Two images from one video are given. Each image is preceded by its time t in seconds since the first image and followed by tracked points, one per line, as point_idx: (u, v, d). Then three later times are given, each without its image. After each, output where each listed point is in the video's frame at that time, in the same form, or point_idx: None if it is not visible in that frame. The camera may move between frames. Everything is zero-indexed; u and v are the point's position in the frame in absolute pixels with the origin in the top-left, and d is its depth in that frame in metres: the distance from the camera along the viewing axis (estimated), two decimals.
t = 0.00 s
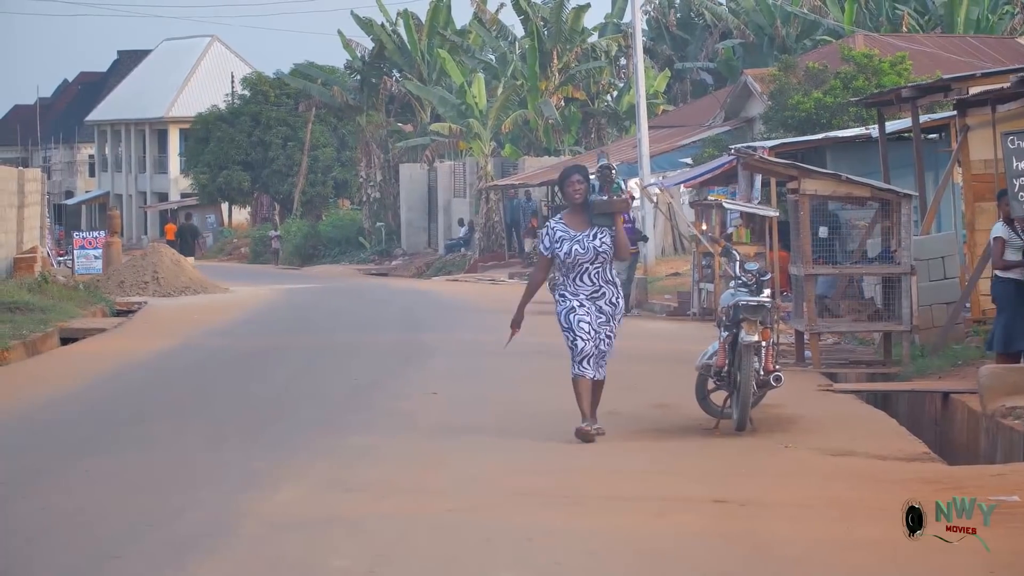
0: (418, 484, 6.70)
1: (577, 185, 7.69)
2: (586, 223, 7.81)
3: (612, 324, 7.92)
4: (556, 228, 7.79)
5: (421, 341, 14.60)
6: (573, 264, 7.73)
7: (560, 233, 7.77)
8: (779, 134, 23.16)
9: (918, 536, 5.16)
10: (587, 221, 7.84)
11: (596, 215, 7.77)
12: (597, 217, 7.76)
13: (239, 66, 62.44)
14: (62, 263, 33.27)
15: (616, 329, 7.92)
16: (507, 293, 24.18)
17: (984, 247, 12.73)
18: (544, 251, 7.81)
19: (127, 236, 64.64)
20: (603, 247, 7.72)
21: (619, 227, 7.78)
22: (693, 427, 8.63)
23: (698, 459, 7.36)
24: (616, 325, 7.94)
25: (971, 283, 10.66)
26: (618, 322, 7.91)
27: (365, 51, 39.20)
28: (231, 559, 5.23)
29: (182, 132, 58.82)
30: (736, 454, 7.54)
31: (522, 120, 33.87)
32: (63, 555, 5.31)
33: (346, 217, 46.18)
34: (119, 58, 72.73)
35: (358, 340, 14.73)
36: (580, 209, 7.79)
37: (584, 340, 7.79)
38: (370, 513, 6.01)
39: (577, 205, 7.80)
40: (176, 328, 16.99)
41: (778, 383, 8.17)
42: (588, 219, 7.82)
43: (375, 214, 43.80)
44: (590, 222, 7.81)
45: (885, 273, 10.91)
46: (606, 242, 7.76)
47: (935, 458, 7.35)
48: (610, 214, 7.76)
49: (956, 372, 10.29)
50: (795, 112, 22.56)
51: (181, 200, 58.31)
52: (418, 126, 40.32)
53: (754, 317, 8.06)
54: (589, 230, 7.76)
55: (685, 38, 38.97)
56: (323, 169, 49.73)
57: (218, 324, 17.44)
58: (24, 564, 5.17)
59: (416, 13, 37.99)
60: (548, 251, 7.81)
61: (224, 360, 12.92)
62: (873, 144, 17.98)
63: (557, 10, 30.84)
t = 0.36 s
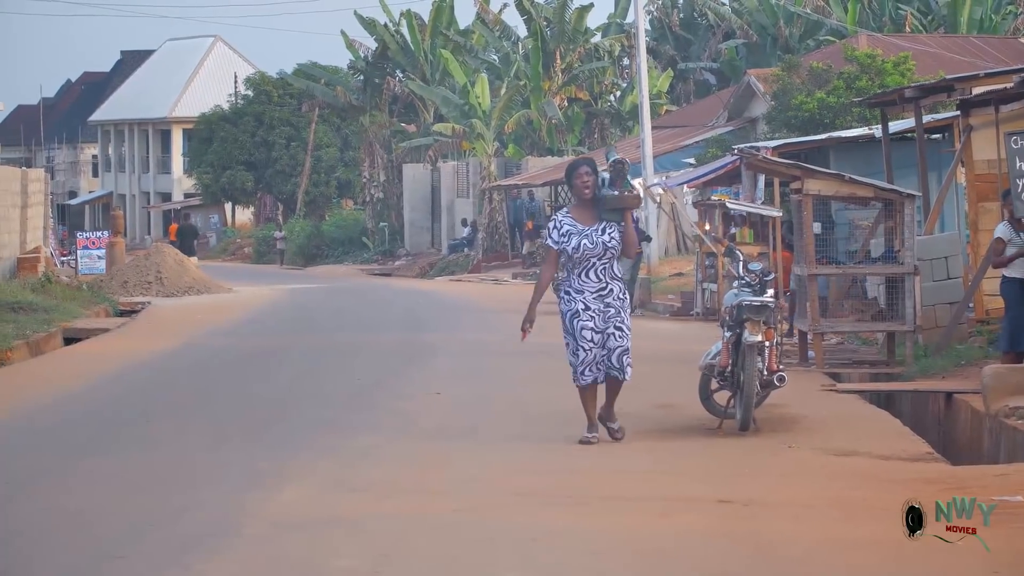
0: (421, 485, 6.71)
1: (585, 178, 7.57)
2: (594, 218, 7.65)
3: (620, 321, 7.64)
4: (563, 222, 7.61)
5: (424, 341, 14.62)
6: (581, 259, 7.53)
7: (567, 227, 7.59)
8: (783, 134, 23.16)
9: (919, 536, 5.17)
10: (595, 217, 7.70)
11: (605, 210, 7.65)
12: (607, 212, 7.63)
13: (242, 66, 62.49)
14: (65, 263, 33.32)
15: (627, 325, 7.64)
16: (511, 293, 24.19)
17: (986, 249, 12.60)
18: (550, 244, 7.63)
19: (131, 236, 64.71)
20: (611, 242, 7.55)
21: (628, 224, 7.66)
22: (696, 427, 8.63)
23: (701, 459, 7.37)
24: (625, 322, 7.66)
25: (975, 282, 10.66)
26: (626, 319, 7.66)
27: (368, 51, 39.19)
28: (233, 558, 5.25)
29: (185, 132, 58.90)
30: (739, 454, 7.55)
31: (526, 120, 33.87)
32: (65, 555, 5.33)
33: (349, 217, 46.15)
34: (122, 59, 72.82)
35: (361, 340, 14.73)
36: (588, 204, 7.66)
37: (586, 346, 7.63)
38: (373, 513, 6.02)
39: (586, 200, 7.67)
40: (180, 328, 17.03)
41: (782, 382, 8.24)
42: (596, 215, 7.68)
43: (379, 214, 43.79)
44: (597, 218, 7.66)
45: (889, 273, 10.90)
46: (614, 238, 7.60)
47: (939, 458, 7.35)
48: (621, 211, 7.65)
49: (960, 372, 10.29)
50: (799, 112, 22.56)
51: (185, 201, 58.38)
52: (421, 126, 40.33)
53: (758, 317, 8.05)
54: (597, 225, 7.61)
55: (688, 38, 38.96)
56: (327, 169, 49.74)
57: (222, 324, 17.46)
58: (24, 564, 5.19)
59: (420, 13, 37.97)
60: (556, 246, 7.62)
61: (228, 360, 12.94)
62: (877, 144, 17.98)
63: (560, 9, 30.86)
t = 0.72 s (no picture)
0: (423, 484, 6.70)
1: (599, 186, 7.22)
2: (609, 226, 7.36)
3: (631, 331, 7.29)
4: (577, 229, 7.35)
5: (426, 339, 14.61)
6: (596, 268, 7.29)
7: (581, 235, 7.34)
8: (785, 133, 23.16)
9: (919, 536, 5.14)
10: (611, 224, 7.40)
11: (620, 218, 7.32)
12: (621, 222, 7.30)
13: (245, 65, 62.51)
14: (67, 261, 33.36)
15: (638, 334, 7.29)
16: (513, 292, 24.20)
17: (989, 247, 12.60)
18: (567, 252, 7.32)
19: (133, 235, 64.81)
20: (628, 251, 7.28)
21: (644, 232, 7.30)
22: (699, 426, 8.63)
23: (703, 458, 7.36)
24: (637, 333, 7.31)
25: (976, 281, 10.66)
26: (638, 328, 7.30)
27: (370, 50, 39.17)
28: (234, 559, 5.25)
29: (188, 130, 58.96)
30: (741, 452, 7.56)
31: (529, 118, 33.84)
32: (64, 556, 5.32)
33: (352, 215, 46.13)
34: (125, 57, 72.90)
35: (363, 339, 14.74)
36: (602, 211, 7.36)
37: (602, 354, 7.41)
38: (374, 513, 6.02)
39: (600, 207, 7.36)
40: (182, 326, 17.04)
41: (784, 381, 8.24)
42: (611, 222, 7.37)
43: (381, 212, 43.81)
44: (613, 226, 7.36)
45: (891, 271, 10.90)
46: (630, 245, 7.31)
47: (941, 456, 7.34)
48: (636, 220, 7.29)
49: (963, 370, 10.28)
50: (802, 110, 22.55)
51: (188, 199, 58.44)
52: (424, 125, 40.32)
53: (760, 316, 8.07)
54: (612, 233, 7.32)
55: (690, 36, 38.92)
56: (329, 168, 49.80)
57: (224, 323, 17.48)
58: (25, 564, 5.19)
59: (422, 12, 37.94)
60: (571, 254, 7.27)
61: (230, 358, 12.94)
62: (879, 142, 17.98)
63: (562, 8, 30.87)
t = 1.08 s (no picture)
0: (413, 480, 6.66)
1: (600, 176, 7.03)
2: (611, 216, 7.12)
3: (636, 327, 7.15)
4: (578, 220, 7.14)
5: (416, 335, 14.57)
6: (598, 258, 7.06)
7: (582, 226, 7.12)
8: (775, 128, 23.18)
9: (920, 536, 5.10)
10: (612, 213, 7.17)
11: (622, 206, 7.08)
12: (623, 211, 7.06)
13: (235, 60, 62.34)
14: (57, 256, 33.27)
15: (642, 332, 7.16)
16: (502, 287, 24.20)
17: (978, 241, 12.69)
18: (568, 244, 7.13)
19: (122, 230, 64.65)
20: (629, 240, 7.03)
21: (647, 220, 7.06)
22: (689, 421, 8.63)
23: (693, 454, 7.33)
24: (642, 327, 7.17)
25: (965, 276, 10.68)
26: (643, 327, 7.17)
27: (360, 45, 39.06)
28: (225, 555, 5.20)
29: (177, 126, 58.81)
30: (731, 447, 7.55)
31: (518, 113, 33.74)
32: (52, 552, 5.28)
33: (341, 210, 46.03)
34: (114, 52, 72.67)
35: (352, 334, 14.70)
36: (603, 200, 7.12)
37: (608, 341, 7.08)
38: (363, 508, 5.99)
39: (601, 197, 7.13)
40: (171, 322, 16.98)
41: (773, 376, 8.18)
42: (614, 212, 7.12)
43: (370, 207, 43.74)
44: (615, 215, 7.11)
45: (880, 266, 10.91)
46: (632, 235, 7.07)
47: (930, 451, 7.35)
48: (639, 207, 7.04)
49: (951, 365, 10.31)
50: (791, 105, 22.57)
51: (176, 194, 58.29)
52: (413, 120, 40.22)
53: (749, 310, 8.08)
54: (614, 223, 7.08)
55: (680, 31, 38.89)
56: (318, 163, 49.69)
57: (213, 318, 17.43)
58: (11, 561, 5.15)
59: (412, 7, 37.84)
60: (571, 245, 7.16)
61: (220, 353, 12.90)
62: (868, 137, 18.00)
63: (552, 3, 30.84)
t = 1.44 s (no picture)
0: (385, 480, 6.56)
1: (572, 174, 6.64)
2: (583, 215, 6.71)
3: (611, 331, 6.77)
4: (549, 220, 6.71)
5: (386, 335, 14.46)
6: (571, 258, 6.64)
7: (555, 226, 6.69)
8: (742, 128, 23.24)
9: (919, 536, 5.02)
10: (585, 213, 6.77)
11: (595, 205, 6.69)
12: (597, 209, 6.67)
13: (202, 61, 61.90)
14: (23, 257, 32.84)
15: (617, 336, 6.77)
16: (472, 287, 24.12)
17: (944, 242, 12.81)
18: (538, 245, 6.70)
19: (89, 231, 64.02)
20: (604, 239, 6.65)
21: (621, 219, 6.70)
22: (660, 420, 8.59)
23: (665, 454, 7.27)
24: (616, 331, 6.78)
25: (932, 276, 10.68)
26: (618, 330, 6.78)
27: (328, 45, 38.87)
28: (197, 555, 5.08)
29: (145, 126, 58.31)
30: (702, 447, 7.51)
31: (486, 113, 33.62)
32: (16, 552, 5.15)
33: (309, 210, 45.76)
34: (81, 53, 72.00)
35: (321, 334, 14.57)
36: (576, 199, 6.72)
37: (580, 352, 6.70)
38: (335, 508, 5.89)
39: (573, 196, 6.73)
40: (139, 322, 16.77)
41: (741, 376, 8.13)
42: (586, 210, 6.73)
43: (338, 207, 43.51)
44: (588, 214, 6.71)
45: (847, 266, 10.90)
46: (607, 234, 6.69)
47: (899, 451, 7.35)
48: (613, 205, 6.66)
49: (918, 365, 10.32)
50: (758, 106, 22.63)
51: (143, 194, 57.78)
52: (381, 120, 40.01)
53: (717, 310, 8.04)
54: (588, 222, 6.67)
55: (647, 31, 38.98)
56: (286, 163, 49.41)
57: (180, 318, 17.23)
58: None
59: (380, 7, 37.67)
60: (541, 245, 6.73)
61: (189, 353, 12.74)
62: (835, 137, 18.06)
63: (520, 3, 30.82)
